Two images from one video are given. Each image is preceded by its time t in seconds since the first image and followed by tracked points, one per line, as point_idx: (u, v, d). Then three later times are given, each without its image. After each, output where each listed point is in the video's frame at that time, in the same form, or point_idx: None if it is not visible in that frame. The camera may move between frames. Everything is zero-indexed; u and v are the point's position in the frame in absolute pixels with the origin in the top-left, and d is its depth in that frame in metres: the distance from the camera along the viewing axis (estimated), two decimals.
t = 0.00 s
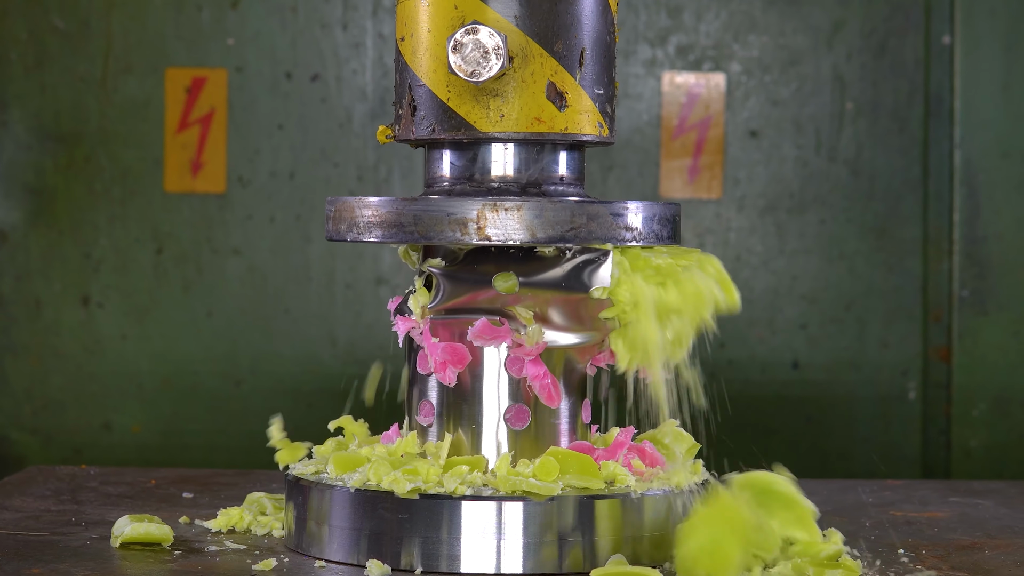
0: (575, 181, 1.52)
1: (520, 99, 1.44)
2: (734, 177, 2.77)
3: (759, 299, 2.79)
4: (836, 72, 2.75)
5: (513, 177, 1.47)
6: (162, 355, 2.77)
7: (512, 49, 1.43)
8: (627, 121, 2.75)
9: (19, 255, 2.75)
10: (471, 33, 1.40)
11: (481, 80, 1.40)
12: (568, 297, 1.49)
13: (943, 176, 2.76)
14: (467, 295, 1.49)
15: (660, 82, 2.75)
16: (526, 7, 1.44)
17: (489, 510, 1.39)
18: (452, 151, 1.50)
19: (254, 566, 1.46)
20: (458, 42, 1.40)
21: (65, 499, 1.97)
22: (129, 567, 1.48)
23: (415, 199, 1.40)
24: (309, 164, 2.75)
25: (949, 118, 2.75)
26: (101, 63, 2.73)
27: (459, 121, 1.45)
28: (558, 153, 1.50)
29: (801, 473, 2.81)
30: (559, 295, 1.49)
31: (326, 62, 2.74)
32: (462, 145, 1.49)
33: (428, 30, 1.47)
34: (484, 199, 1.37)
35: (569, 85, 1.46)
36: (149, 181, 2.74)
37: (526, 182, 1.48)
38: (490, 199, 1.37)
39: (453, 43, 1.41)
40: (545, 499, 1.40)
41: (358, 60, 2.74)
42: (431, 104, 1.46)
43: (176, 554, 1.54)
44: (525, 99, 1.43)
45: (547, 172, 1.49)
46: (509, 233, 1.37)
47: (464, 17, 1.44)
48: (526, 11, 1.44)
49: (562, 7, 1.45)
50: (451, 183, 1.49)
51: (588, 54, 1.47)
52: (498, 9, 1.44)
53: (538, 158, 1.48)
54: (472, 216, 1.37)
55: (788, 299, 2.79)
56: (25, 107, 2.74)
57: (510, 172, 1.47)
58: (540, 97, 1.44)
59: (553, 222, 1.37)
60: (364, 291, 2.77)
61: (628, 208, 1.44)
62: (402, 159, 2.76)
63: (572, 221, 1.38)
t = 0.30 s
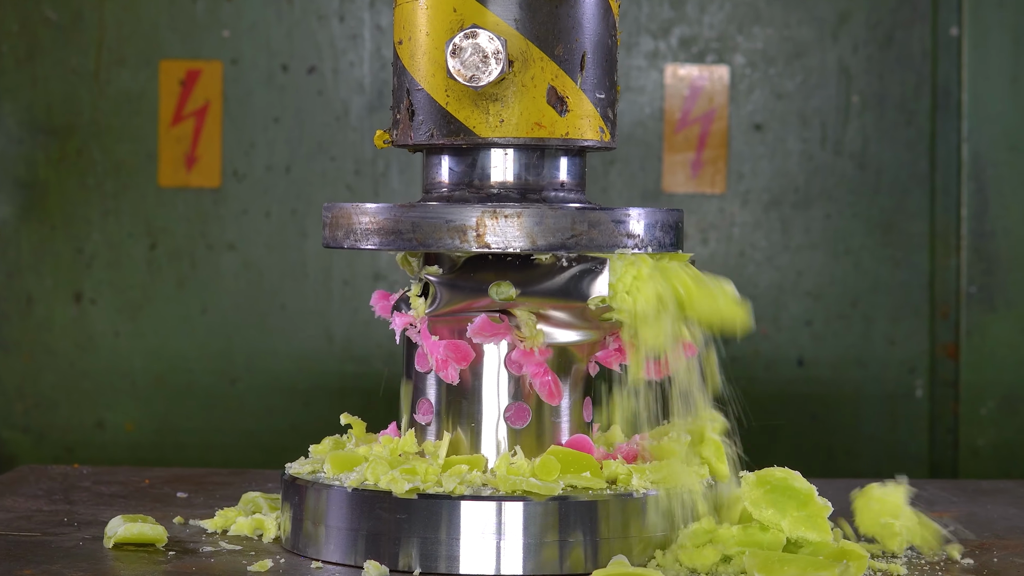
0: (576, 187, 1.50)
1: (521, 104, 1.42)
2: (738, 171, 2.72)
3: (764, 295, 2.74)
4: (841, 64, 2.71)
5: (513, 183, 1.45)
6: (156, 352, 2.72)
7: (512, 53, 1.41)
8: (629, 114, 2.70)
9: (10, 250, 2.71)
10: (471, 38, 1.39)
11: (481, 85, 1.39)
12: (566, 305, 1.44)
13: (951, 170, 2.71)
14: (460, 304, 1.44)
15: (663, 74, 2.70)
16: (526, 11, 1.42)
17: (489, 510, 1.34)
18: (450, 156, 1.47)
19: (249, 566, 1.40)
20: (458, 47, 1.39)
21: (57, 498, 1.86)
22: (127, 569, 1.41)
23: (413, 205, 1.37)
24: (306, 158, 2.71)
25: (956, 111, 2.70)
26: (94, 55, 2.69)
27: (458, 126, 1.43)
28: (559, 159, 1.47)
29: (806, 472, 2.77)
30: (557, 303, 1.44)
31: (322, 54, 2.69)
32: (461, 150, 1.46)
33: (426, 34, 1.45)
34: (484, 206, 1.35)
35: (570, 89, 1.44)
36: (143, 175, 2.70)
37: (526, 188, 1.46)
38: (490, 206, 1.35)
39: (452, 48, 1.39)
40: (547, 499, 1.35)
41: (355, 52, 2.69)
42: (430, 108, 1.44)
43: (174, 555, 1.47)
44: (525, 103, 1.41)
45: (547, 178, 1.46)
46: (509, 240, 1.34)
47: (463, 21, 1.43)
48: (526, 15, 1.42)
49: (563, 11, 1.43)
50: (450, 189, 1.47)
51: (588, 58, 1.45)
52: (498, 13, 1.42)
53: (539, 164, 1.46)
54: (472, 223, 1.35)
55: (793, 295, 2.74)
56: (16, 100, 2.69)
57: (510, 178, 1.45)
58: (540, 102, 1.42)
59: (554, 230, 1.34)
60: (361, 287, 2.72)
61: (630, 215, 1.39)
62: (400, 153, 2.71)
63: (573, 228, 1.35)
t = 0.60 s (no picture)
0: (577, 197, 1.48)
1: (521, 112, 1.40)
2: (740, 169, 2.70)
3: (766, 293, 2.72)
4: (844, 61, 2.68)
5: (513, 192, 1.44)
6: (153, 351, 2.70)
7: (512, 61, 1.40)
8: (630, 111, 2.68)
9: (7, 249, 2.68)
10: (470, 46, 1.37)
11: (481, 94, 1.37)
12: (565, 315, 1.42)
13: (954, 168, 2.69)
14: (457, 311, 1.42)
15: (664, 71, 2.68)
16: (526, 19, 1.40)
17: (489, 510, 1.32)
18: (450, 166, 1.46)
19: (247, 567, 1.38)
20: (457, 55, 1.37)
21: (54, 498, 1.84)
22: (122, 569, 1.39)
23: (413, 215, 1.35)
24: (304, 156, 2.69)
25: (960, 109, 2.68)
26: (91, 51, 2.66)
27: (458, 134, 1.41)
28: (560, 168, 1.45)
29: (808, 472, 2.75)
30: (555, 313, 1.42)
31: (321, 51, 2.67)
32: (461, 159, 1.45)
33: (425, 42, 1.43)
34: (484, 215, 1.33)
35: (570, 98, 1.42)
36: (140, 173, 2.68)
37: (526, 197, 1.44)
38: (490, 215, 1.33)
39: (451, 57, 1.38)
40: (548, 500, 1.33)
41: (354, 48, 2.66)
42: (429, 117, 1.42)
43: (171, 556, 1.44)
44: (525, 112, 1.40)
45: (547, 187, 1.45)
46: (509, 250, 1.33)
47: (462, 28, 1.41)
48: (526, 23, 1.40)
49: (563, 18, 1.41)
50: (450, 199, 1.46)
51: (589, 67, 1.43)
52: (498, 20, 1.40)
53: (539, 172, 1.44)
54: (471, 233, 1.33)
55: (795, 293, 2.72)
56: (12, 97, 2.67)
57: (510, 188, 1.44)
58: (540, 110, 1.40)
59: (555, 239, 1.33)
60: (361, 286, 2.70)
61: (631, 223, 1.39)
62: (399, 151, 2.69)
63: (573, 238, 1.34)
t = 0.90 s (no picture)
0: (577, 209, 1.48)
1: (521, 124, 1.40)
2: (740, 169, 2.70)
3: (766, 293, 2.72)
4: (844, 61, 2.68)
5: (513, 205, 1.43)
6: (153, 351, 2.70)
7: (512, 73, 1.40)
8: (630, 111, 2.68)
9: (7, 249, 2.68)
10: (471, 59, 1.37)
11: (481, 106, 1.37)
12: (564, 325, 1.43)
13: (954, 168, 2.69)
14: (457, 319, 1.43)
15: (664, 71, 2.68)
16: (526, 30, 1.40)
17: (489, 510, 1.32)
18: (450, 178, 1.46)
19: (247, 567, 1.38)
20: (458, 68, 1.37)
21: (54, 498, 1.84)
22: (121, 569, 1.39)
23: (413, 227, 1.35)
24: (304, 156, 2.69)
25: (959, 109, 2.69)
26: (91, 51, 2.66)
27: (458, 146, 1.41)
28: (560, 180, 1.45)
29: (809, 472, 2.75)
30: (554, 324, 1.43)
31: (321, 51, 2.67)
32: (461, 171, 1.45)
33: (425, 54, 1.44)
34: (484, 228, 1.33)
35: (570, 110, 1.42)
36: (140, 172, 2.68)
37: (526, 210, 1.44)
38: (490, 228, 1.33)
39: (451, 70, 1.38)
40: (549, 500, 1.33)
41: (354, 48, 2.67)
42: (429, 129, 1.43)
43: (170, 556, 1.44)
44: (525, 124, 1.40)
45: (547, 199, 1.44)
46: (509, 263, 1.32)
47: (462, 41, 1.41)
48: (526, 35, 1.41)
49: (564, 30, 1.42)
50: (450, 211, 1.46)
51: (589, 78, 1.44)
52: (498, 32, 1.40)
53: (539, 185, 1.44)
54: (472, 245, 1.33)
55: (795, 293, 2.72)
56: (12, 97, 2.67)
57: (510, 200, 1.44)
58: (540, 122, 1.40)
59: (555, 252, 1.33)
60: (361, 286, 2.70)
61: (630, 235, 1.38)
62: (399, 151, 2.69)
63: (573, 250, 1.33)
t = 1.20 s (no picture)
0: (577, 220, 1.48)
1: (521, 136, 1.40)
2: (740, 169, 2.70)
3: (766, 294, 2.72)
4: (844, 61, 2.68)
5: (513, 216, 1.44)
6: (153, 351, 2.70)
7: (512, 85, 1.40)
8: (630, 111, 2.68)
9: (6, 249, 2.68)
10: (470, 71, 1.38)
11: (481, 119, 1.38)
12: (562, 337, 1.38)
13: (954, 168, 2.69)
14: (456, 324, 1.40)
15: (664, 71, 2.68)
16: (526, 43, 1.40)
17: (489, 510, 1.32)
18: (450, 191, 1.47)
19: (247, 567, 1.38)
20: (458, 80, 1.38)
21: (54, 498, 1.84)
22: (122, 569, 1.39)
23: (412, 240, 1.36)
24: (304, 156, 2.69)
25: (959, 109, 2.69)
26: (91, 51, 2.66)
27: (458, 159, 1.41)
28: (560, 192, 1.46)
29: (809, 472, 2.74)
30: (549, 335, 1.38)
31: (321, 51, 2.67)
32: (461, 183, 1.45)
33: (425, 65, 1.44)
34: (484, 240, 1.33)
35: (571, 122, 1.42)
36: (140, 173, 2.68)
37: (526, 221, 1.44)
38: (490, 240, 1.33)
39: (452, 82, 1.39)
40: (549, 500, 1.33)
41: (354, 48, 2.67)
42: (429, 141, 1.43)
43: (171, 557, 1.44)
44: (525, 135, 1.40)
45: (547, 211, 1.45)
46: (509, 275, 1.33)
47: (462, 53, 1.41)
48: (526, 47, 1.41)
49: (563, 42, 1.42)
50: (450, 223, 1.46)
51: (589, 90, 1.44)
52: (498, 44, 1.40)
53: (539, 197, 1.45)
54: (471, 258, 1.33)
55: (795, 293, 2.72)
56: (12, 97, 2.67)
57: (510, 212, 1.44)
58: (540, 134, 1.41)
59: (555, 264, 1.33)
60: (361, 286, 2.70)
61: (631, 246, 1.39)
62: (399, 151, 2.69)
63: (573, 263, 1.34)
